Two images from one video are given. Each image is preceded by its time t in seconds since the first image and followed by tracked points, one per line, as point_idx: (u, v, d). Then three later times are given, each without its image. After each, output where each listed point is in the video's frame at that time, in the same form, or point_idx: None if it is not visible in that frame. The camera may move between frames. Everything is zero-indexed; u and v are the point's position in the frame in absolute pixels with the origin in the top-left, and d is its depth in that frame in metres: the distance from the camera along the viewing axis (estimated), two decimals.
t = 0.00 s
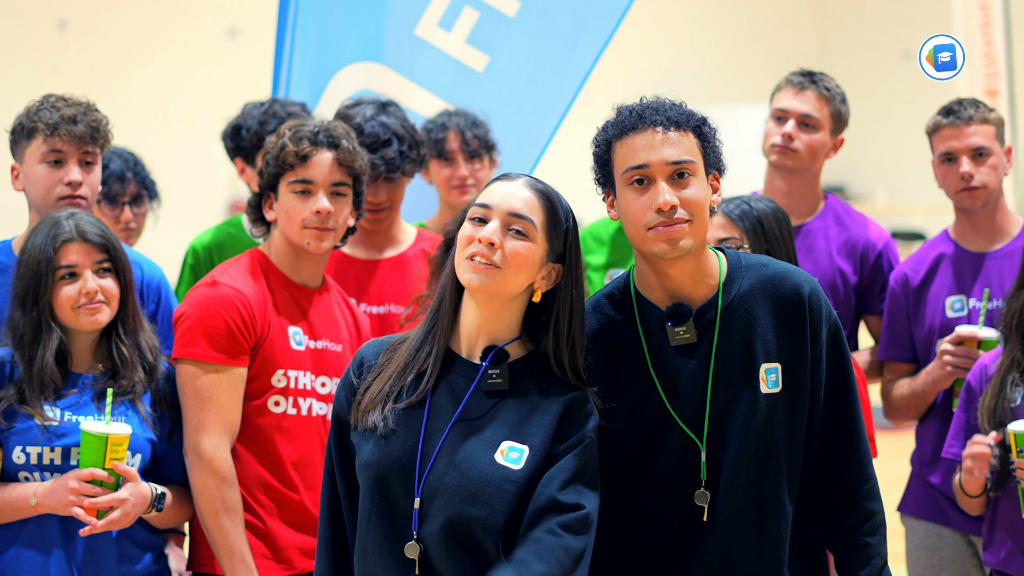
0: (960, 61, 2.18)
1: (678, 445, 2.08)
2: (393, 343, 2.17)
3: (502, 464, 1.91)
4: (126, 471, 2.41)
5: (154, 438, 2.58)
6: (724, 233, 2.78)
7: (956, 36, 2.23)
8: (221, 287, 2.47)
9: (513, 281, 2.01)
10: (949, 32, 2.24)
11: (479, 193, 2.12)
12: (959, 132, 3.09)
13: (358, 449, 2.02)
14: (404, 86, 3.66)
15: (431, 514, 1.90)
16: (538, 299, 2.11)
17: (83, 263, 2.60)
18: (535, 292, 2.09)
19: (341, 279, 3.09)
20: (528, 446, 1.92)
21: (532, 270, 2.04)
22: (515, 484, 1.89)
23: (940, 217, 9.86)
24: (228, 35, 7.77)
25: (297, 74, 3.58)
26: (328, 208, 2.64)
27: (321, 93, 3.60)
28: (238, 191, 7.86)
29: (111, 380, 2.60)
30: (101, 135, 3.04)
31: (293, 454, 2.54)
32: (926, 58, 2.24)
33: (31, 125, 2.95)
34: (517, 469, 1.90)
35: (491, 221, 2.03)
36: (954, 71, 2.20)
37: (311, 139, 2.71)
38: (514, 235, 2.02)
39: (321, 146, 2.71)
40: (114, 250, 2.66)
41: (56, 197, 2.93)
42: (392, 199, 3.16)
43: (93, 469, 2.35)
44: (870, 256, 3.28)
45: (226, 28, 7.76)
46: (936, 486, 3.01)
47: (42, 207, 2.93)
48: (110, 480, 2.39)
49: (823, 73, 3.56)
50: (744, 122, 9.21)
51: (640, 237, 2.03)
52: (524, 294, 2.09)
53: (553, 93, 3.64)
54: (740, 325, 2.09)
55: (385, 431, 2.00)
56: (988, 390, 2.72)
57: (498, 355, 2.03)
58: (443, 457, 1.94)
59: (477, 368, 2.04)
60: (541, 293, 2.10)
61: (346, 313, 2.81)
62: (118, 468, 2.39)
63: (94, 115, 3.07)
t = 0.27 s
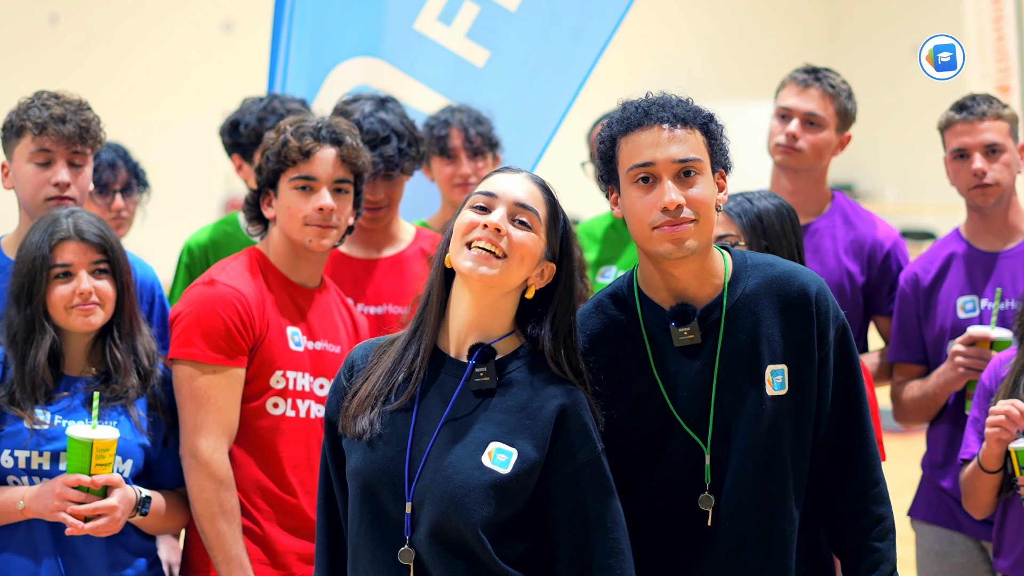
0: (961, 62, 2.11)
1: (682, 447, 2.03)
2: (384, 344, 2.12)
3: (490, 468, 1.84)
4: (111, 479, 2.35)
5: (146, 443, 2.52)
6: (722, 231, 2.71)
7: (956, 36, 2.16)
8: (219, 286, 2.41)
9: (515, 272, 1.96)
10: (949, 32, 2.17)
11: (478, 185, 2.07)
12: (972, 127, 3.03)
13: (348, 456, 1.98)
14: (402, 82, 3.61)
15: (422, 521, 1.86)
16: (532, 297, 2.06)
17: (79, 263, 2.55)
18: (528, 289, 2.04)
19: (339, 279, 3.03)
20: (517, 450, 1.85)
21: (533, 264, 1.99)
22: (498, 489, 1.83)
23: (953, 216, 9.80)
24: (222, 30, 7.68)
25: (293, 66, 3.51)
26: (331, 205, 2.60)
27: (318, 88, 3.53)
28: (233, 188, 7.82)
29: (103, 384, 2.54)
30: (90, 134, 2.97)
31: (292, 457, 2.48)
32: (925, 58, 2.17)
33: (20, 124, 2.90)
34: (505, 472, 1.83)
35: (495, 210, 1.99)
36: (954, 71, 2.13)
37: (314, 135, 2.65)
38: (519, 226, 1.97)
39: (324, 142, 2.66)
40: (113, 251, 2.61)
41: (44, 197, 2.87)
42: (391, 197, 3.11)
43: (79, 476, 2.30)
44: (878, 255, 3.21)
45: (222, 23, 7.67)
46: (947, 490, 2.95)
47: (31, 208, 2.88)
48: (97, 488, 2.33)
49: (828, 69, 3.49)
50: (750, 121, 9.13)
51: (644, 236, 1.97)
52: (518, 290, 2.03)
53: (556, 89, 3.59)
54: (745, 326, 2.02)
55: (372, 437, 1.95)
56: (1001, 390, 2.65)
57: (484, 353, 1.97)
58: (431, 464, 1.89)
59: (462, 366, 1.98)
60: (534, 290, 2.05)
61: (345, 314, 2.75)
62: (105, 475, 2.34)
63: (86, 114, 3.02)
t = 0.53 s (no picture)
0: (960, 62, 2.11)
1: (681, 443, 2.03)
2: (392, 341, 2.13)
3: (485, 460, 1.85)
4: (107, 475, 2.34)
5: (144, 441, 2.52)
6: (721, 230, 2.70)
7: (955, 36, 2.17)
8: (219, 284, 2.41)
9: (511, 271, 1.96)
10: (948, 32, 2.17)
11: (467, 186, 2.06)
12: (975, 125, 3.03)
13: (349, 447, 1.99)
14: (403, 81, 3.60)
15: (416, 511, 1.86)
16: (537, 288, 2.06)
17: (84, 262, 2.55)
18: (533, 281, 2.04)
19: (339, 277, 3.03)
20: (513, 444, 1.86)
21: (530, 258, 1.98)
22: (492, 480, 1.83)
23: (951, 213, 9.80)
24: (223, 29, 7.63)
25: (294, 63, 3.51)
26: (335, 204, 2.59)
27: (318, 86, 3.53)
28: (234, 187, 7.81)
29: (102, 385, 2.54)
30: (60, 130, 2.91)
31: (292, 456, 2.48)
32: (925, 59, 2.17)
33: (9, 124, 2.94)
34: (499, 465, 1.84)
35: (484, 212, 1.98)
36: (955, 71, 2.13)
37: (321, 133, 2.65)
38: (508, 225, 1.96)
39: (331, 141, 2.66)
40: (121, 253, 2.60)
41: None
42: (389, 196, 3.09)
43: (73, 470, 2.29)
44: (879, 253, 3.21)
45: (222, 21, 7.61)
46: (947, 489, 2.95)
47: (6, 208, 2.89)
48: (92, 484, 2.32)
49: (830, 67, 3.49)
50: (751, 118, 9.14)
51: (644, 232, 1.97)
52: (522, 285, 2.04)
53: (557, 88, 3.58)
54: (745, 324, 2.02)
55: (372, 428, 1.96)
56: (1001, 389, 2.65)
57: (487, 348, 1.97)
58: (428, 454, 1.90)
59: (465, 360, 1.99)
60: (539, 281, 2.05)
61: (345, 314, 2.75)
62: (99, 472, 2.33)
63: (55, 104, 2.95)
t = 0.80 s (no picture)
0: (961, 62, 2.10)
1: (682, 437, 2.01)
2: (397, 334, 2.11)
3: (502, 460, 1.88)
4: (106, 479, 2.33)
5: (141, 439, 2.49)
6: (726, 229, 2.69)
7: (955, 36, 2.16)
8: (220, 281, 2.39)
9: (514, 286, 1.97)
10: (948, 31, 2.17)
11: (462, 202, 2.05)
12: (973, 121, 3.03)
13: (354, 436, 1.97)
14: (403, 78, 3.58)
15: (427, 506, 1.88)
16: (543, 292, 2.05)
17: (64, 257, 2.52)
18: (538, 285, 2.05)
19: (337, 273, 3.00)
20: (530, 446, 1.90)
21: (531, 269, 1.99)
22: (512, 480, 1.87)
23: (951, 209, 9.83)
24: (223, 26, 7.50)
25: (292, 61, 3.48)
26: (339, 202, 2.58)
27: (317, 83, 3.51)
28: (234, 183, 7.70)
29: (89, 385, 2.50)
30: (47, 127, 2.86)
31: (292, 453, 2.47)
32: (925, 58, 2.16)
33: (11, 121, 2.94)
34: (518, 465, 1.88)
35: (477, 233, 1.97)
36: (954, 70, 2.13)
37: (325, 131, 2.62)
38: (502, 242, 1.96)
39: (335, 138, 2.63)
40: (100, 250, 2.54)
41: None
42: (388, 193, 3.07)
43: (74, 473, 2.28)
44: (878, 250, 3.21)
45: (222, 19, 7.49)
46: (946, 485, 2.96)
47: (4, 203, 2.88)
48: (91, 488, 2.31)
49: (831, 63, 3.48)
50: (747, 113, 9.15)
51: (644, 229, 1.96)
52: (529, 290, 2.04)
53: (556, 83, 3.57)
54: (745, 321, 2.02)
55: (384, 417, 1.95)
56: (1001, 386, 2.65)
57: (504, 351, 1.98)
58: (441, 450, 1.91)
59: (481, 363, 1.99)
60: (545, 285, 2.05)
61: (346, 310, 2.73)
62: (100, 475, 2.32)
63: (52, 99, 2.90)
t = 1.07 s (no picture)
0: (960, 62, 2.08)
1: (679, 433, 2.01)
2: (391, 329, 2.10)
3: (497, 454, 1.88)
4: (104, 472, 2.33)
5: (139, 434, 2.50)
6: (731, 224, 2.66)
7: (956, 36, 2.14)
8: (219, 275, 2.39)
9: (510, 281, 1.97)
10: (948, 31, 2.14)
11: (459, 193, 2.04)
12: (970, 117, 3.02)
13: (351, 432, 1.97)
14: (403, 73, 3.59)
15: (425, 502, 1.89)
16: (539, 287, 2.05)
17: (57, 253, 2.52)
18: (534, 280, 2.05)
19: (336, 268, 3.00)
20: (524, 439, 1.90)
21: (527, 263, 1.99)
22: (506, 473, 1.87)
23: (953, 205, 9.83)
24: (223, 22, 7.53)
25: (291, 58, 3.47)
26: (341, 198, 2.58)
27: (316, 78, 3.51)
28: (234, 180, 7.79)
29: (81, 380, 2.50)
30: (48, 126, 2.85)
31: (292, 447, 2.47)
32: (925, 58, 2.14)
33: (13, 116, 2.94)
34: (512, 458, 1.89)
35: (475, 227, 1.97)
36: (954, 71, 2.11)
37: (328, 126, 2.62)
38: (500, 237, 1.96)
39: (338, 134, 2.63)
40: (93, 247, 2.54)
41: None
42: (387, 187, 3.07)
43: (72, 467, 2.28)
44: (879, 245, 3.21)
45: (222, 15, 7.54)
46: (946, 480, 2.96)
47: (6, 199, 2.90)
48: (88, 480, 2.31)
49: (830, 59, 3.48)
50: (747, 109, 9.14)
51: (644, 223, 1.96)
52: (523, 285, 2.04)
53: (556, 77, 3.56)
54: (744, 316, 2.01)
55: (380, 413, 1.95)
56: (999, 380, 2.66)
57: (498, 345, 1.98)
58: (437, 445, 1.92)
59: (475, 358, 1.99)
60: (541, 279, 2.05)
61: (345, 306, 2.73)
62: (98, 468, 2.32)
63: (59, 95, 2.90)
